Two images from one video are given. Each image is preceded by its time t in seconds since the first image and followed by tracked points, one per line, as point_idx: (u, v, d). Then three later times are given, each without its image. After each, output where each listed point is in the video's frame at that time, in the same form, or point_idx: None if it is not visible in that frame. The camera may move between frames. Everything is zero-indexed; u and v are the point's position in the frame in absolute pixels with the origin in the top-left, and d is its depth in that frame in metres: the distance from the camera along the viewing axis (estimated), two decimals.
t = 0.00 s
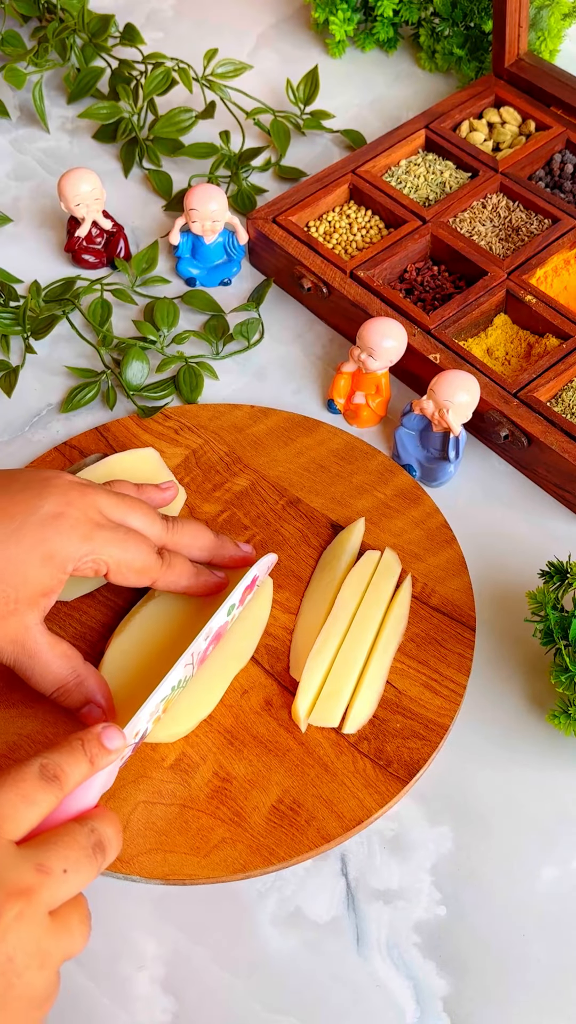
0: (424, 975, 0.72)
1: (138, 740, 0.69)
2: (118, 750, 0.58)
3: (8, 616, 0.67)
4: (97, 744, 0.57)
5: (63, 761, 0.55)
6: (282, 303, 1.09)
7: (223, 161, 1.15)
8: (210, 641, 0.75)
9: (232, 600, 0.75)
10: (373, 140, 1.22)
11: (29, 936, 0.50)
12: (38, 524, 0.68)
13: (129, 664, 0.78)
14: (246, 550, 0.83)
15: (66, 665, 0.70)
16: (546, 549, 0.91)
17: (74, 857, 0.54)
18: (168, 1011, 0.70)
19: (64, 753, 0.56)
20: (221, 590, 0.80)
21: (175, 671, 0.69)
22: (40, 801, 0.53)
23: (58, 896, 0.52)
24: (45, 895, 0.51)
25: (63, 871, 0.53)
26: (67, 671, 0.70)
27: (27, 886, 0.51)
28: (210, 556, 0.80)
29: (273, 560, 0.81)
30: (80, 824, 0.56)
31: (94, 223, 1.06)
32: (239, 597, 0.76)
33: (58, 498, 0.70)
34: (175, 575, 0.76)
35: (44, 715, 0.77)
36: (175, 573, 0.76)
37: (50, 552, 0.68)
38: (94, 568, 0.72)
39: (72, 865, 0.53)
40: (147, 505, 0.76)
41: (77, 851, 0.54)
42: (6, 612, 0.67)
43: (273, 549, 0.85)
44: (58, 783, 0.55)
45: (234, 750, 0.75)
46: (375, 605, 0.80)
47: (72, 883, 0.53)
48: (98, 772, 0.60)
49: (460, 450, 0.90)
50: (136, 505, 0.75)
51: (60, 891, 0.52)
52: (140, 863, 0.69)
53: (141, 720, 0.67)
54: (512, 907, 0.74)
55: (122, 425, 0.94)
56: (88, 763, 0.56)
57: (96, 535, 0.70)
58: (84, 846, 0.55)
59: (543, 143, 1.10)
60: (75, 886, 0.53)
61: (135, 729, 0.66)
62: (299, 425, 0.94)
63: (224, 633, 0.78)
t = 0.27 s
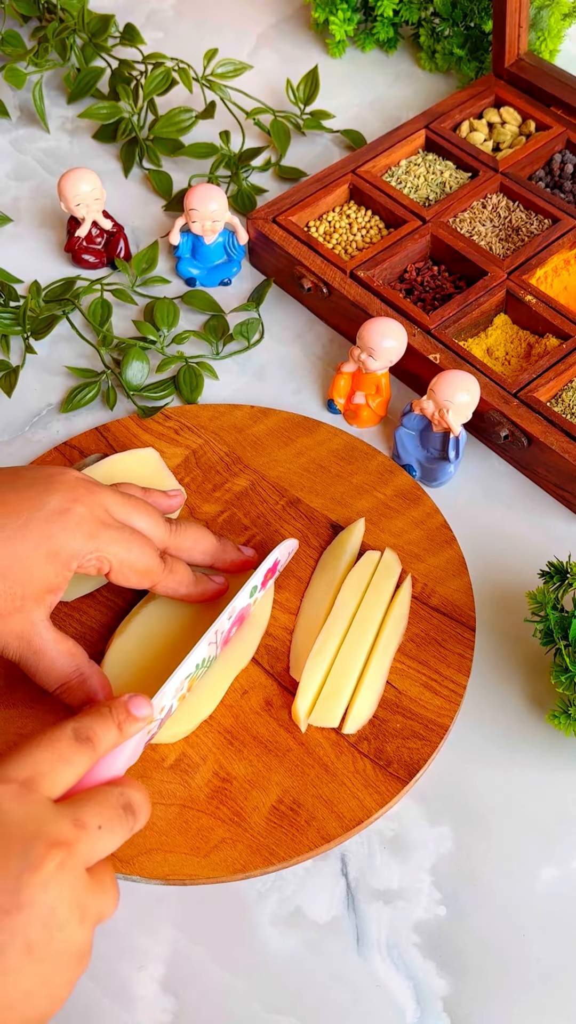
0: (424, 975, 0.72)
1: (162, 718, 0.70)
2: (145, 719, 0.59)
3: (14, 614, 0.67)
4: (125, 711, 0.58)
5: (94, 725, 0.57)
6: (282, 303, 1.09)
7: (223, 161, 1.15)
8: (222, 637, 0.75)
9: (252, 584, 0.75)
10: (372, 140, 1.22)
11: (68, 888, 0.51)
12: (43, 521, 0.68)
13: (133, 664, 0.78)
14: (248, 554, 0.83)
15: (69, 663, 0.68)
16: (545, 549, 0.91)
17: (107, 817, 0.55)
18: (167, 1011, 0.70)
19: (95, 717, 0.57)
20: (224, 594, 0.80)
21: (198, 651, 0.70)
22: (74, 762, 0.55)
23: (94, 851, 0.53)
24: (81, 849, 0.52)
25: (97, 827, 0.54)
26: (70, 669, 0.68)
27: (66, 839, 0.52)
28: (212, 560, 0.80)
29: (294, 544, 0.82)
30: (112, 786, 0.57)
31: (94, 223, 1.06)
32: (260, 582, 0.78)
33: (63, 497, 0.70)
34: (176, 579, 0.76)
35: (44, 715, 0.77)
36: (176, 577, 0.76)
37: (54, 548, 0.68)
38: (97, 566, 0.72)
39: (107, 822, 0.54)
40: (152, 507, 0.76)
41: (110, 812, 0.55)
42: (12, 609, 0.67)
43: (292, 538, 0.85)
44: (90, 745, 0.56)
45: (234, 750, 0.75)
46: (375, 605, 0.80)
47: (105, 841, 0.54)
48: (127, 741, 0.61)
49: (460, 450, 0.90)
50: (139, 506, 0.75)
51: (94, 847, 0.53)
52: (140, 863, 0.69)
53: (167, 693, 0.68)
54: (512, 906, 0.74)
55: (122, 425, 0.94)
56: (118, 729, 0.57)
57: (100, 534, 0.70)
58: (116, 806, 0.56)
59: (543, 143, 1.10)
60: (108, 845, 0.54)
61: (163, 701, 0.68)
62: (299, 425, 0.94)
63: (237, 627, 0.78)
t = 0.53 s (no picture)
0: (424, 975, 0.72)
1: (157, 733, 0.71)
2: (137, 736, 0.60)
3: (15, 612, 0.67)
4: (116, 727, 0.59)
5: (86, 741, 0.57)
6: (282, 303, 1.09)
7: (223, 161, 1.15)
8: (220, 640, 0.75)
9: (247, 598, 0.75)
10: (372, 140, 1.22)
11: (62, 907, 0.51)
12: (45, 519, 0.68)
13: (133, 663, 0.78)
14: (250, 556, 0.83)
15: (71, 664, 0.69)
16: (545, 550, 0.91)
17: (100, 834, 0.55)
18: (167, 1011, 0.70)
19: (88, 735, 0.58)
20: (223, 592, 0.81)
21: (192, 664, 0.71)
22: (68, 779, 0.56)
23: (86, 871, 0.54)
24: (75, 866, 0.53)
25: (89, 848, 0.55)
26: (71, 670, 0.68)
27: (59, 859, 0.52)
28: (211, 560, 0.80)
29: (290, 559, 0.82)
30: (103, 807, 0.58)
31: (94, 223, 1.06)
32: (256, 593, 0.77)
33: (64, 495, 0.70)
34: (175, 580, 0.76)
35: (44, 715, 0.77)
36: (175, 578, 0.76)
37: (56, 547, 0.68)
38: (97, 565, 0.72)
39: (99, 843, 0.55)
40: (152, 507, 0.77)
41: (102, 829, 0.56)
42: (13, 608, 0.66)
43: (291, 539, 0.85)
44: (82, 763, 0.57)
45: (234, 750, 0.75)
46: (375, 605, 0.80)
47: (98, 861, 0.55)
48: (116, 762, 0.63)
49: (460, 450, 0.90)
50: (139, 505, 0.75)
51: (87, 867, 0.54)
52: (140, 863, 0.69)
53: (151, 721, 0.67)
54: (512, 906, 0.74)
55: (122, 425, 0.94)
56: (109, 747, 0.58)
57: (102, 532, 0.70)
58: (109, 826, 0.56)
59: (543, 142, 1.10)
60: (101, 863, 0.55)
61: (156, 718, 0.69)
62: (299, 425, 0.94)
63: (239, 629, 0.78)
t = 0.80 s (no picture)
0: (424, 975, 0.72)
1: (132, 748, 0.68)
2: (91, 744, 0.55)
3: (15, 609, 0.67)
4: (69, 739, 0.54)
5: None
6: (282, 303, 1.09)
7: (223, 161, 1.15)
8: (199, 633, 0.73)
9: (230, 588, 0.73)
10: (372, 140, 1.22)
11: None
12: (46, 519, 0.68)
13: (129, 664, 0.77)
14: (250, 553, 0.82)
15: (69, 657, 0.70)
16: (545, 549, 0.91)
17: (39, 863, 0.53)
18: (167, 1011, 0.70)
19: None
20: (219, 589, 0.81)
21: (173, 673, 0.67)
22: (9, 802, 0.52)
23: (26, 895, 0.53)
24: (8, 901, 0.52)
25: None
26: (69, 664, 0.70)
27: None
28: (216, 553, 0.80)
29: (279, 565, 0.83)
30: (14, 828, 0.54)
31: (94, 223, 1.06)
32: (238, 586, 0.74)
33: (66, 495, 0.70)
34: (180, 576, 0.76)
35: (44, 715, 0.77)
36: (180, 574, 0.76)
37: (57, 548, 0.68)
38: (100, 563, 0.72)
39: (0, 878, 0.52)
40: (159, 497, 0.76)
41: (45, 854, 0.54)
42: (14, 605, 0.67)
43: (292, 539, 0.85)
44: None
45: (234, 750, 0.75)
46: (375, 605, 0.80)
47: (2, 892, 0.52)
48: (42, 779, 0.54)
49: (460, 450, 0.90)
50: (143, 498, 0.75)
51: None
52: (141, 863, 0.69)
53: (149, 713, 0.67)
54: (512, 906, 0.74)
55: (122, 425, 0.94)
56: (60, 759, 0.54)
57: (103, 533, 0.71)
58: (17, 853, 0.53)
59: (543, 143, 1.10)
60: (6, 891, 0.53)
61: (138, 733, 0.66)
62: (299, 425, 0.94)
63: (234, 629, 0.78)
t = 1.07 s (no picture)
0: (424, 975, 0.71)
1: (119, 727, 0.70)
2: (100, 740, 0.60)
3: (14, 602, 0.67)
4: (81, 733, 0.59)
5: (48, 747, 0.58)
6: (282, 303, 1.09)
7: (223, 161, 1.15)
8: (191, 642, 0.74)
9: (223, 597, 0.75)
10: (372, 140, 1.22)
11: (8, 924, 0.52)
12: (39, 509, 0.67)
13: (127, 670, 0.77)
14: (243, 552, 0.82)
15: (70, 649, 0.70)
16: (545, 550, 0.91)
17: (54, 848, 0.56)
18: (167, 1011, 0.70)
19: (49, 738, 0.58)
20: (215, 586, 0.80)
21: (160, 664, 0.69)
22: (24, 787, 0.56)
23: (38, 884, 0.54)
24: (25, 881, 0.53)
25: (45, 860, 0.55)
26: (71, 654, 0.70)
27: (9, 874, 0.53)
28: (203, 554, 0.80)
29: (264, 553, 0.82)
30: (62, 816, 0.58)
31: (94, 223, 1.06)
32: (229, 593, 0.76)
33: (59, 484, 0.69)
34: (169, 570, 0.76)
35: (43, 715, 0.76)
36: (169, 567, 0.76)
37: (52, 539, 0.67)
38: (93, 553, 0.71)
39: (53, 854, 0.55)
40: (146, 496, 0.76)
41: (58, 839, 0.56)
42: (12, 598, 0.67)
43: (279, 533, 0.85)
44: (44, 768, 0.57)
45: (234, 750, 0.75)
46: (375, 605, 0.80)
47: (52, 872, 0.55)
48: (80, 761, 0.62)
49: (460, 450, 0.90)
50: (134, 493, 0.74)
51: (40, 879, 0.54)
52: (140, 863, 0.69)
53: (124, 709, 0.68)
54: (512, 906, 0.74)
55: (122, 425, 0.93)
56: (72, 751, 0.59)
57: (97, 522, 0.69)
58: (66, 836, 0.57)
59: (543, 142, 1.10)
60: (54, 875, 0.55)
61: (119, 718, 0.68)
62: (299, 425, 0.94)
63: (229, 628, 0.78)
